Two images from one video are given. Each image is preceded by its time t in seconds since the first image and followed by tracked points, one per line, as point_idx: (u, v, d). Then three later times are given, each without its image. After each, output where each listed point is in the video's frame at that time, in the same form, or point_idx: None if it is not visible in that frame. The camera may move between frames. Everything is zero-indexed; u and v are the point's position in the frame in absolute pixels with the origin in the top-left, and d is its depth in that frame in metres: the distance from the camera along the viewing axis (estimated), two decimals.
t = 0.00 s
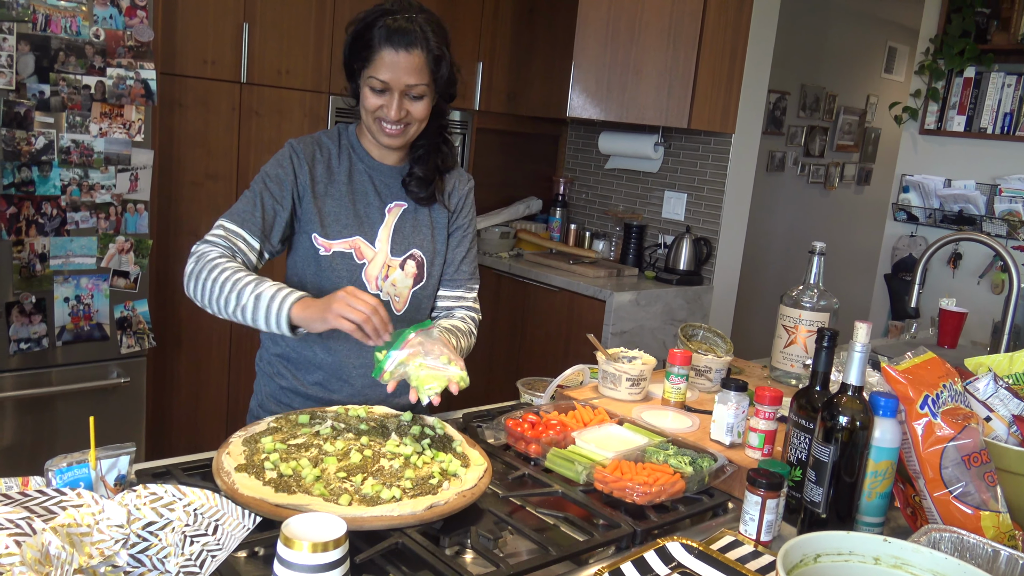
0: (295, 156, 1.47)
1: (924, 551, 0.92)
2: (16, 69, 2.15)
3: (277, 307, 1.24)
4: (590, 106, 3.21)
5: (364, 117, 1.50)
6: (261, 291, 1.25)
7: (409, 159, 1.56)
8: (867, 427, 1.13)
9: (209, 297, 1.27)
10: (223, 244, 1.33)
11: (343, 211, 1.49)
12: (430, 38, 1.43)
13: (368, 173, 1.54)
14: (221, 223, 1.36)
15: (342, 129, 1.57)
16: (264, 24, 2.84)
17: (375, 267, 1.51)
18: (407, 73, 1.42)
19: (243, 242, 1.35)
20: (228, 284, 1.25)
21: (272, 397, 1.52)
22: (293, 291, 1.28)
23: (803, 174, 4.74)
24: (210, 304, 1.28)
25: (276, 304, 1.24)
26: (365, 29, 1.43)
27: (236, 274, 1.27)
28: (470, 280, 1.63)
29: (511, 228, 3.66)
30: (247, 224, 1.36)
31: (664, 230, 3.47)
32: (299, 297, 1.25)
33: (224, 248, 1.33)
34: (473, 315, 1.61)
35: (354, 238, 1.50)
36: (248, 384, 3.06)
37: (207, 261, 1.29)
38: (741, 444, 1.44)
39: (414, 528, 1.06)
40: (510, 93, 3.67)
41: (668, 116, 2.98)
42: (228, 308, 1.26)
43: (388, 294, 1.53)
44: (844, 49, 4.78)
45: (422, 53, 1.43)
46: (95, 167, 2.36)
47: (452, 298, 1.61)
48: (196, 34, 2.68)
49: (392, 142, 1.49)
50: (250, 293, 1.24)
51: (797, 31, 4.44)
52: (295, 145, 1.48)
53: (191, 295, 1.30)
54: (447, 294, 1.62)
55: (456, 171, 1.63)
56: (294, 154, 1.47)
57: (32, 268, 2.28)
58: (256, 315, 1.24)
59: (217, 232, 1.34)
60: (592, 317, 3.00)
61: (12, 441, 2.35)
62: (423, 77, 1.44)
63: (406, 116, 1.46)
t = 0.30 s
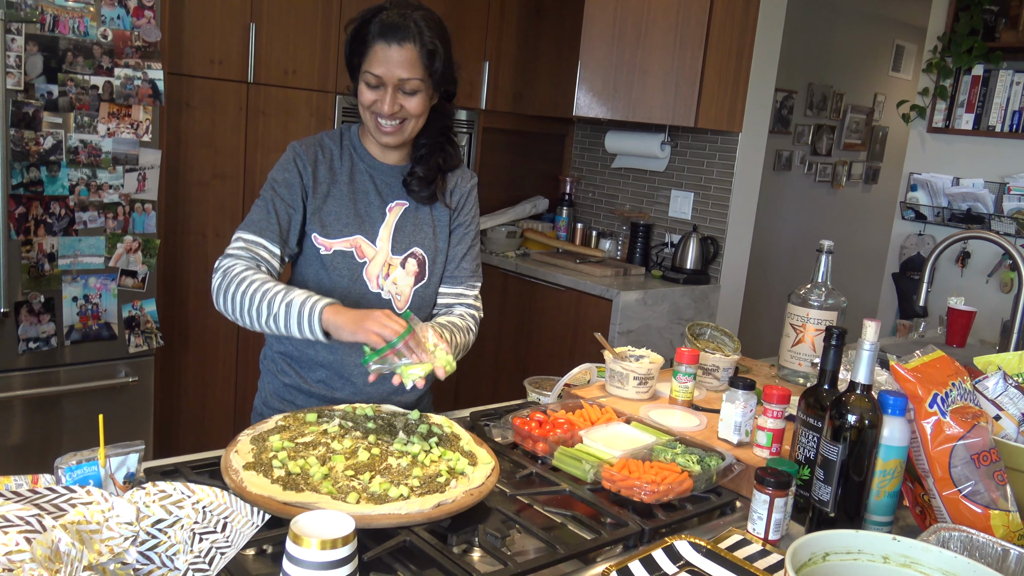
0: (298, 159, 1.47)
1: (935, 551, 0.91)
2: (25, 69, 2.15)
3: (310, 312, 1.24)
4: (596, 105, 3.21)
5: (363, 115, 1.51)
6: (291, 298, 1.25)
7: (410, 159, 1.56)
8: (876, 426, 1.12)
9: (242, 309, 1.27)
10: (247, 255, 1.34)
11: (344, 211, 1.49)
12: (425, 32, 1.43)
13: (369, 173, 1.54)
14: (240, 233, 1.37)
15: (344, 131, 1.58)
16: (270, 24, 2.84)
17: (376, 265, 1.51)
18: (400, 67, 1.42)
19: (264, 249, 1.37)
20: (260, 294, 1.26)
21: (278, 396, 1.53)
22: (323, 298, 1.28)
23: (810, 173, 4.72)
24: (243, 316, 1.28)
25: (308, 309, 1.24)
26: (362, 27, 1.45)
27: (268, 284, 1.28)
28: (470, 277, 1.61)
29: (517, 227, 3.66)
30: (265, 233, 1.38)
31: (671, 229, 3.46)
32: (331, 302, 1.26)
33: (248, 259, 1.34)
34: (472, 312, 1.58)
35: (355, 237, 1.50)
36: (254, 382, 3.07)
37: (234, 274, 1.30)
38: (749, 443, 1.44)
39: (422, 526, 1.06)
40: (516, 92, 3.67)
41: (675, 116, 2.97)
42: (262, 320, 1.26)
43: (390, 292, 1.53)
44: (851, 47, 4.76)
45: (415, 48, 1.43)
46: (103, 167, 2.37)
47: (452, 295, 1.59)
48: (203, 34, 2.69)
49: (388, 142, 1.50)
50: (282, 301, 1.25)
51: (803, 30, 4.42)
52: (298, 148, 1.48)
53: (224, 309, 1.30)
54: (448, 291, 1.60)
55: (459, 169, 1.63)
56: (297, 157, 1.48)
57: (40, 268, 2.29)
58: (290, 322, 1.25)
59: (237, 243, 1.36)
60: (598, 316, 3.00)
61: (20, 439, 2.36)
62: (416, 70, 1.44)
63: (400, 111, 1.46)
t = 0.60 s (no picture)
0: (312, 150, 1.49)
1: (937, 557, 0.91)
2: (32, 67, 2.15)
3: (318, 296, 1.23)
4: (602, 106, 3.21)
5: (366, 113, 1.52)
6: (300, 280, 1.24)
7: (420, 164, 1.57)
8: (879, 431, 1.12)
9: (246, 284, 1.27)
10: (255, 232, 1.34)
11: (351, 212, 1.50)
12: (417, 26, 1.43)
13: (377, 174, 1.55)
14: (248, 211, 1.38)
15: (358, 130, 1.58)
16: (277, 23, 2.84)
17: (378, 265, 1.51)
18: (387, 57, 1.43)
19: (273, 229, 1.38)
20: (267, 272, 1.26)
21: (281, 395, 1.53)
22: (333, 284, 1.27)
23: (816, 175, 4.71)
24: (247, 292, 1.27)
25: (316, 293, 1.23)
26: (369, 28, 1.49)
27: (277, 264, 1.27)
28: (470, 284, 1.60)
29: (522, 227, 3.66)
30: (274, 213, 1.39)
31: (676, 231, 3.46)
32: (342, 290, 1.25)
33: (255, 237, 1.34)
34: (469, 319, 1.57)
35: (359, 235, 1.50)
36: (258, 380, 3.08)
37: (241, 250, 1.30)
38: (752, 448, 1.43)
39: (425, 528, 1.06)
40: (522, 93, 3.67)
41: (681, 117, 2.97)
42: (265, 298, 1.25)
43: (389, 294, 1.53)
44: (858, 49, 4.75)
45: (402, 39, 1.43)
46: (109, 165, 2.37)
47: (450, 300, 1.58)
48: (211, 33, 2.69)
49: (383, 136, 1.49)
50: (290, 281, 1.24)
51: (811, 32, 4.41)
52: (311, 141, 1.50)
53: (228, 284, 1.29)
54: (447, 297, 1.59)
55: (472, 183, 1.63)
56: (310, 148, 1.49)
57: (47, 265, 2.29)
58: (295, 304, 1.23)
59: (246, 219, 1.36)
60: (603, 317, 3.00)
61: (25, 435, 2.37)
62: (405, 61, 1.43)
63: (383, 100, 1.44)
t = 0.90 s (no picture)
0: (316, 155, 1.49)
1: (942, 558, 0.91)
2: (36, 71, 2.16)
3: (314, 307, 1.22)
4: (605, 107, 3.16)
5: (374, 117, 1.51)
6: (297, 291, 1.24)
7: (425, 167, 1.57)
8: (884, 432, 1.12)
9: (247, 295, 1.27)
10: (258, 241, 1.35)
11: (355, 215, 1.51)
12: (432, 30, 1.44)
13: (381, 177, 1.55)
14: (252, 220, 1.38)
15: (362, 133, 1.59)
16: (280, 25, 2.85)
17: (381, 270, 1.51)
18: (403, 62, 1.43)
19: (276, 238, 1.38)
20: (266, 283, 1.26)
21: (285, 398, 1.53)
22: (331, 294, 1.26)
23: (819, 175, 4.70)
24: (248, 302, 1.28)
25: (313, 304, 1.22)
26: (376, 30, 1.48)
27: (275, 274, 1.27)
28: (473, 286, 1.59)
29: (525, 229, 3.66)
30: (277, 221, 1.39)
31: (679, 231, 3.46)
32: (339, 300, 1.23)
33: (258, 246, 1.35)
34: (473, 320, 1.56)
35: (362, 240, 1.51)
36: (262, 382, 3.08)
37: (243, 259, 1.30)
38: (756, 449, 1.43)
39: (429, 530, 1.06)
40: (524, 94, 3.67)
41: (683, 118, 2.98)
42: (265, 309, 1.25)
43: (393, 298, 1.53)
44: (861, 49, 4.74)
45: (419, 43, 1.44)
46: (113, 168, 2.38)
47: (453, 301, 1.57)
48: (214, 36, 2.70)
49: (397, 141, 1.49)
50: (287, 291, 1.24)
51: (813, 32, 4.41)
52: (315, 145, 1.50)
53: (229, 295, 1.30)
54: (450, 298, 1.58)
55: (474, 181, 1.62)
56: (315, 153, 1.49)
57: (51, 268, 2.30)
58: (293, 315, 1.23)
59: (249, 229, 1.37)
60: (606, 318, 3.00)
61: (30, 438, 2.37)
62: (420, 65, 1.44)
63: (403, 106, 1.45)
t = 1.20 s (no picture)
0: (313, 164, 1.49)
1: (946, 562, 0.91)
2: (41, 78, 2.18)
3: (296, 328, 1.23)
4: (607, 111, 3.19)
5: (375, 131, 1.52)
6: (279, 310, 1.24)
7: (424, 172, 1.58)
8: (887, 435, 1.12)
9: (236, 314, 1.29)
10: (254, 257, 1.36)
11: (355, 222, 1.52)
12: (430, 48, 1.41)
13: (379, 184, 1.56)
14: (250, 236, 1.39)
15: (360, 139, 1.59)
16: (283, 31, 2.86)
17: (383, 277, 1.53)
18: (405, 84, 1.42)
19: (274, 252, 1.39)
20: (250, 303, 1.27)
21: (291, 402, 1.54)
22: (315, 305, 1.27)
23: (822, 177, 4.71)
24: (238, 319, 1.30)
25: (294, 326, 1.23)
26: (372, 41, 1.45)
27: (259, 291, 1.28)
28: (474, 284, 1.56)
29: (528, 232, 3.67)
30: (275, 234, 1.40)
31: (682, 234, 3.46)
32: (318, 316, 1.24)
33: (256, 261, 1.36)
34: (472, 320, 1.53)
35: (364, 248, 1.51)
36: (267, 386, 3.09)
37: (238, 276, 1.31)
38: (759, 452, 1.44)
39: (434, 534, 1.07)
40: (527, 98, 3.68)
41: (686, 121, 2.98)
42: (252, 328, 1.28)
43: (396, 304, 1.54)
44: (864, 51, 4.75)
45: (419, 64, 1.41)
46: (118, 174, 2.39)
47: (451, 300, 1.54)
48: (218, 42, 2.71)
49: (401, 156, 1.51)
50: (270, 312, 1.25)
51: (815, 35, 4.42)
52: (312, 153, 1.50)
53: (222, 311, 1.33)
54: (449, 297, 1.55)
55: (472, 177, 1.63)
56: (313, 161, 1.50)
57: (56, 274, 2.31)
58: (277, 334, 1.25)
59: (247, 245, 1.38)
60: (610, 322, 3.00)
61: (35, 443, 2.38)
62: (422, 87, 1.43)
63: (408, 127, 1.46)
